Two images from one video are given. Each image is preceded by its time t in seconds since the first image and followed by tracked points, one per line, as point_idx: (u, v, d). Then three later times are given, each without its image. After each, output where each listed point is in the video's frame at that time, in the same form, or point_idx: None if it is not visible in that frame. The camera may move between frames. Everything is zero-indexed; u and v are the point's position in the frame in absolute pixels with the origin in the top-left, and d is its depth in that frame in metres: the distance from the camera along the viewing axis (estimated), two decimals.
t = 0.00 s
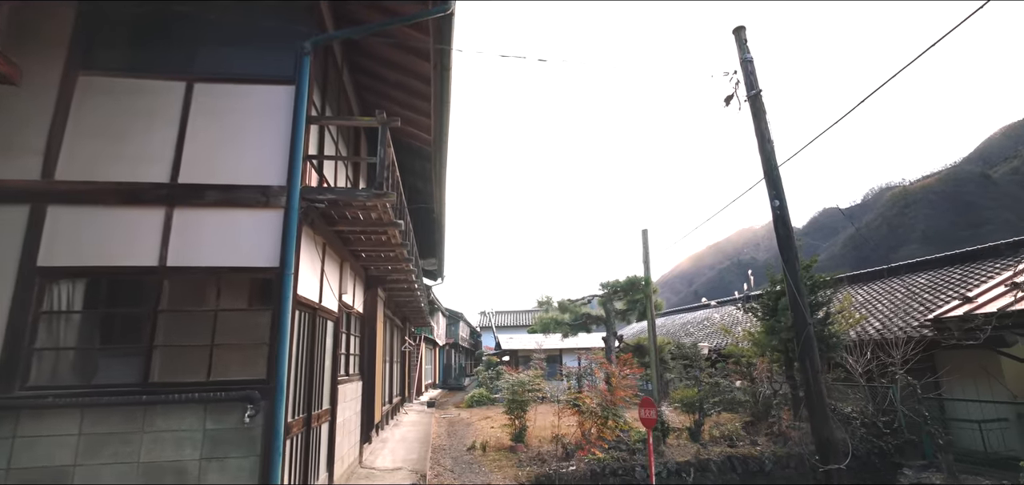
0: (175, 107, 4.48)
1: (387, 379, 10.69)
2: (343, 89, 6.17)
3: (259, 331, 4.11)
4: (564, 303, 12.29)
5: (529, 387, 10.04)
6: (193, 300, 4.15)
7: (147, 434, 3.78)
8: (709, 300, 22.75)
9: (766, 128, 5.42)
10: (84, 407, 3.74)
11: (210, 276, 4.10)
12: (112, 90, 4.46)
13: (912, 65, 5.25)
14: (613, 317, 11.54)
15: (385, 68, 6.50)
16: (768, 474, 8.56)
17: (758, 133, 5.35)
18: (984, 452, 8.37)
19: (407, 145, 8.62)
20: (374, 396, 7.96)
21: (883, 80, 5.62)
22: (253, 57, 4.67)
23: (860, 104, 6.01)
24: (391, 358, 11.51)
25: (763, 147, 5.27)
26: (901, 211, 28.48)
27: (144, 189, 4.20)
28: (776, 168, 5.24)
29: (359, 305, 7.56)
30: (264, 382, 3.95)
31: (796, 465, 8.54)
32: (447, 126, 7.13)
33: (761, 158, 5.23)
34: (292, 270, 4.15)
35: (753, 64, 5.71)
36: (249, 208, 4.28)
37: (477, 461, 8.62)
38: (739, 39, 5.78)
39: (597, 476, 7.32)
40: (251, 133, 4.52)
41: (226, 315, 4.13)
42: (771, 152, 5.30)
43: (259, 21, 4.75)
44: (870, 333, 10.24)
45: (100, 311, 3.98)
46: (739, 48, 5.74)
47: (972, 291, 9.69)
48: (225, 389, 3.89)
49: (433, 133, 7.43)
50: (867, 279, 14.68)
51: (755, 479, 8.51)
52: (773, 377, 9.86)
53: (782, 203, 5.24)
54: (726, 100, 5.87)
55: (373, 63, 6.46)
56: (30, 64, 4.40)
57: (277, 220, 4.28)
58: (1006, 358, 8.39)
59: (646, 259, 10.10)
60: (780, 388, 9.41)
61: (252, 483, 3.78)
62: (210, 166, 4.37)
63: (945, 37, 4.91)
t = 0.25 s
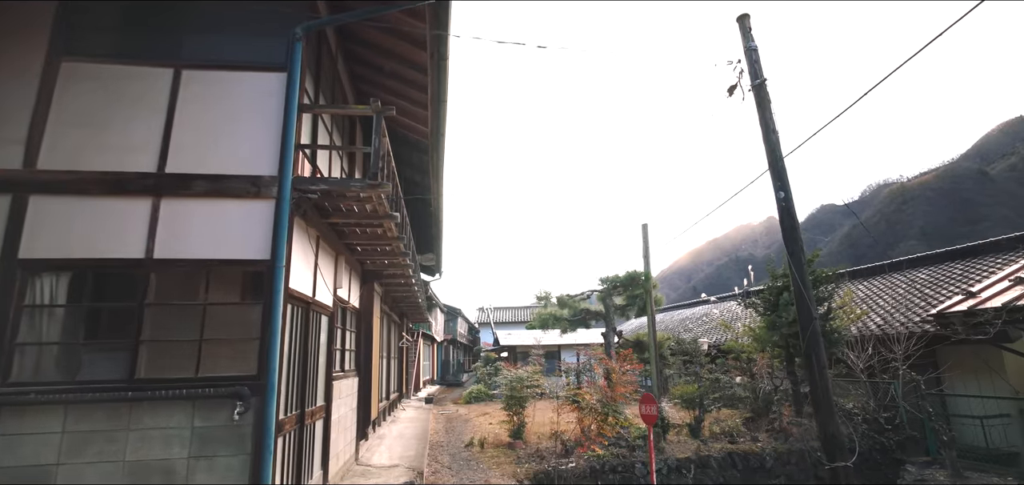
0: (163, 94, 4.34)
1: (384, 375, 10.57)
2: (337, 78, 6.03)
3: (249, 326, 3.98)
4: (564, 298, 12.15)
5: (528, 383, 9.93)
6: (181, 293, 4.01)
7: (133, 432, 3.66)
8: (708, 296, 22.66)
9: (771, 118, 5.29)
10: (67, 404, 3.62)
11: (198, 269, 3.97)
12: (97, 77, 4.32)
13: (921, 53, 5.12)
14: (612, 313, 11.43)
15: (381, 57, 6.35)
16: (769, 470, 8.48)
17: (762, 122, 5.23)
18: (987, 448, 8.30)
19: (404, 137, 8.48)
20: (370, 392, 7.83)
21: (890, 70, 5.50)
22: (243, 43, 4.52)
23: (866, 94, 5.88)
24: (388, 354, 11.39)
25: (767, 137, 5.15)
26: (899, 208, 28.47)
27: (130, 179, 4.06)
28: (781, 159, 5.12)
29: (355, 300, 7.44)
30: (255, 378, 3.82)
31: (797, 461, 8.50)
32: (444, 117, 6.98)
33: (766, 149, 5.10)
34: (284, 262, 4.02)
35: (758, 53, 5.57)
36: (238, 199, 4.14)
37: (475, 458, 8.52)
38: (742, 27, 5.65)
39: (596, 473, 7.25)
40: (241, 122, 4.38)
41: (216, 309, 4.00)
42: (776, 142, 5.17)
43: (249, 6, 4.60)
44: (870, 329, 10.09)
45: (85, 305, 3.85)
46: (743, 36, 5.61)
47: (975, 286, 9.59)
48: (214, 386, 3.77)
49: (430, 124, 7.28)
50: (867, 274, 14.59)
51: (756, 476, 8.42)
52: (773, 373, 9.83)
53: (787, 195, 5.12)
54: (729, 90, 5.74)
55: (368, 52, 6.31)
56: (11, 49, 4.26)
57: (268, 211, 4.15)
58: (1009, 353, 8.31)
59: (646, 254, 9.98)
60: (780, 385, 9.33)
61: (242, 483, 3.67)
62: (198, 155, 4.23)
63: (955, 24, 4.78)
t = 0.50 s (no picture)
0: (152, 82, 4.20)
1: (382, 372, 10.45)
2: (333, 68, 5.89)
3: (241, 322, 3.85)
4: (564, 294, 11.99)
5: (527, 380, 9.80)
6: (171, 288, 3.88)
7: (120, 431, 3.54)
8: (708, 293, 22.56)
9: (778, 109, 5.17)
10: (52, 401, 3.50)
11: (189, 263, 3.84)
12: (84, 64, 4.18)
13: (932, 43, 5.00)
14: (612, 309, 11.34)
15: (378, 47, 6.21)
16: (772, 468, 8.37)
17: (769, 114, 5.10)
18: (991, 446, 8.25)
19: (402, 130, 8.34)
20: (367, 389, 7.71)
21: (900, 60, 5.38)
22: (235, 29, 4.38)
23: (874, 85, 5.77)
24: (386, 351, 11.28)
25: (775, 129, 5.02)
26: (899, 204, 28.40)
27: (118, 170, 3.93)
28: (789, 152, 5.00)
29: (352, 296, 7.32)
30: (247, 375, 3.70)
31: (800, 459, 8.43)
32: (443, 109, 6.85)
33: (773, 141, 4.98)
34: (277, 256, 3.89)
35: (765, 43, 5.44)
36: (230, 190, 4.01)
37: (475, 456, 8.41)
38: (749, 16, 5.51)
39: (597, 471, 7.16)
40: (233, 111, 4.24)
41: (206, 304, 3.87)
42: (784, 134, 5.05)
43: None
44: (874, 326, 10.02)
45: (71, 300, 3.71)
46: (749, 26, 5.47)
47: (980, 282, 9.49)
48: (205, 384, 3.65)
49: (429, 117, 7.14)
50: (869, 270, 14.49)
51: (759, 474, 8.32)
52: (775, 369, 9.80)
53: (795, 188, 5.00)
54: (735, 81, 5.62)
55: (365, 42, 6.18)
56: None
57: (261, 203, 4.02)
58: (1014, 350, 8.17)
59: (647, 249, 9.85)
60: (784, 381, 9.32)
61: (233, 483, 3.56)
62: (189, 145, 4.10)
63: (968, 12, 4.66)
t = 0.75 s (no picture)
0: (141, 73, 4.08)
1: (381, 371, 10.34)
2: (330, 61, 5.76)
3: (233, 320, 3.74)
4: (564, 293, 11.84)
5: (528, 379, 9.70)
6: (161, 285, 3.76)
7: (108, 433, 3.43)
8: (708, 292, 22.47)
9: (785, 102, 5.05)
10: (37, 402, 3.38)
11: (180, 259, 3.73)
12: (72, 55, 4.06)
13: (943, 35, 4.88)
14: (613, 307, 11.25)
15: (376, 40, 6.09)
16: (775, 468, 8.28)
17: (776, 107, 4.98)
18: (996, 445, 8.15)
19: (401, 126, 8.22)
20: (365, 388, 7.59)
21: (910, 53, 5.26)
22: (228, 19, 4.25)
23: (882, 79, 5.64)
24: (385, 349, 11.16)
25: (782, 123, 4.90)
26: (900, 203, 28.31)
27: (106, 163, 3.80)
28: (796, 146, 4.88)
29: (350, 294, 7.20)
30: (240, 375, 3.59)
31: (804, 459, 8.31)
32: (442, 103, 6.72)
33: (780, 135, 4.86)
34: (270, 252, 3.77)
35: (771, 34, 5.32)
36: (222, 185, 3.89)
37: (474, 456, 8.30)
38: (755, 7, 5.39)
39: (598, 471, 7.07)
40: (225, 103, 4.12)
41: (198, 302, 3.75)
42: (791, 128, 4.93)
43: None
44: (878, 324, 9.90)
45: (57, 297, 3.59)
46: (756, 17, 5.35)
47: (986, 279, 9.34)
48: (195, 384, 3.54)
49: (428, 111, 7.01)
50: (871, 269, 14.38)
51: (762, 474, 8.21)
52: (778, 368, 9.58)
53: (802, 183, 4.87)
54: (741, 74, 5.50)
55: (362, 35, 6.05)
56: None
57: (254, 197, 3.90)
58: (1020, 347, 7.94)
59: (649, 246, 9.72)
60: (788, 380, 9.33)
61: None
62: (179, 138, 3.98)
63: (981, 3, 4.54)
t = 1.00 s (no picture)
0: (130, 63, 3.95)
1: (379, 370, 10.23)
2: (326, 53, 5.63)
3: (224, 317, 3.62)
4: (564, 291, 11.71)
5: (527, 377, 9.60)
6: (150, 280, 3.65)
7: (94, 434, 3.31)
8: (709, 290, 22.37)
9: (792, 95, 4.93)
10: (21, 402, 3.27)
11: (169, 254, 3.61)
12: (58, 44, 3.94)
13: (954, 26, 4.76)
14: (614, 305, 11.13)
15: (373, 32, 5.96)
16: (778, 469, 8.19)
17: (782, 100, 4.86)
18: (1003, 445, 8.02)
19: (399, 121, 8.09)
20: (363, 387, 7.46)
21: (920, 44, 5.14)
22: (219, 7, 4.12)
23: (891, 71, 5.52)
24: (383, 348, 11.05)
25: (789, 116, 4.78)
26: (899, 202, 28.24)
27: (93, 155, 3.68)
28: (804, 140, 4.76)
29: (347, 291, 7.08)
30: (231, 374, 3.47)
31: (807, 459, 8.20)
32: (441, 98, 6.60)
33: (788, 129, 4.74)
34: (262, 247, 3.65)
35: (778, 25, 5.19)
36: (213, 178, 3.78)
37: (474, 456, 8.19)
38: None
39: (599, 472, 6.94)
40: (216, 94, 3.99)
41: (188, 299, 3.64)
42: (798, 121, 4.81)
43: None
44: (881, 322, 9.82)
45: (42, 294, 3.48)
46: (762, 8, 5.22)
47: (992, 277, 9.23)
48: (184, 383, 3.42)
49: (426, 106, 6.88)
50: (873, 267, 14.28)
51: (765, 474, 8.11)
52: (781, 367, 9.56)
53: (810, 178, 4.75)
54: (747, 67, 5.37)
55: (360, 27, 5.93)
56: None
57: (246, 191, 3.78)
58: None
59: (650, 244, 9.60)
60: (793, 379, 9.32)
61: None
62: (169, 130, 3.86)
63: None
